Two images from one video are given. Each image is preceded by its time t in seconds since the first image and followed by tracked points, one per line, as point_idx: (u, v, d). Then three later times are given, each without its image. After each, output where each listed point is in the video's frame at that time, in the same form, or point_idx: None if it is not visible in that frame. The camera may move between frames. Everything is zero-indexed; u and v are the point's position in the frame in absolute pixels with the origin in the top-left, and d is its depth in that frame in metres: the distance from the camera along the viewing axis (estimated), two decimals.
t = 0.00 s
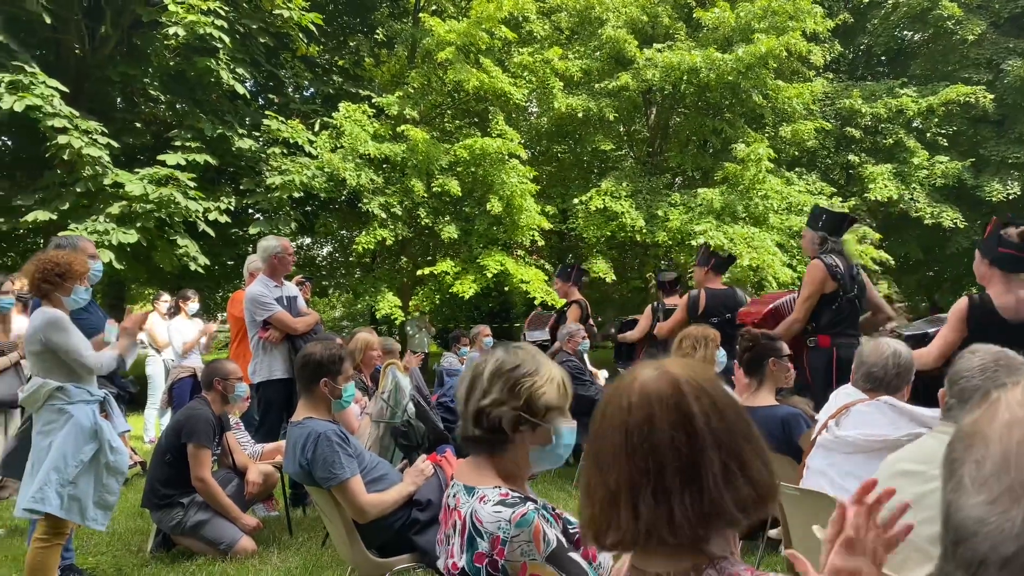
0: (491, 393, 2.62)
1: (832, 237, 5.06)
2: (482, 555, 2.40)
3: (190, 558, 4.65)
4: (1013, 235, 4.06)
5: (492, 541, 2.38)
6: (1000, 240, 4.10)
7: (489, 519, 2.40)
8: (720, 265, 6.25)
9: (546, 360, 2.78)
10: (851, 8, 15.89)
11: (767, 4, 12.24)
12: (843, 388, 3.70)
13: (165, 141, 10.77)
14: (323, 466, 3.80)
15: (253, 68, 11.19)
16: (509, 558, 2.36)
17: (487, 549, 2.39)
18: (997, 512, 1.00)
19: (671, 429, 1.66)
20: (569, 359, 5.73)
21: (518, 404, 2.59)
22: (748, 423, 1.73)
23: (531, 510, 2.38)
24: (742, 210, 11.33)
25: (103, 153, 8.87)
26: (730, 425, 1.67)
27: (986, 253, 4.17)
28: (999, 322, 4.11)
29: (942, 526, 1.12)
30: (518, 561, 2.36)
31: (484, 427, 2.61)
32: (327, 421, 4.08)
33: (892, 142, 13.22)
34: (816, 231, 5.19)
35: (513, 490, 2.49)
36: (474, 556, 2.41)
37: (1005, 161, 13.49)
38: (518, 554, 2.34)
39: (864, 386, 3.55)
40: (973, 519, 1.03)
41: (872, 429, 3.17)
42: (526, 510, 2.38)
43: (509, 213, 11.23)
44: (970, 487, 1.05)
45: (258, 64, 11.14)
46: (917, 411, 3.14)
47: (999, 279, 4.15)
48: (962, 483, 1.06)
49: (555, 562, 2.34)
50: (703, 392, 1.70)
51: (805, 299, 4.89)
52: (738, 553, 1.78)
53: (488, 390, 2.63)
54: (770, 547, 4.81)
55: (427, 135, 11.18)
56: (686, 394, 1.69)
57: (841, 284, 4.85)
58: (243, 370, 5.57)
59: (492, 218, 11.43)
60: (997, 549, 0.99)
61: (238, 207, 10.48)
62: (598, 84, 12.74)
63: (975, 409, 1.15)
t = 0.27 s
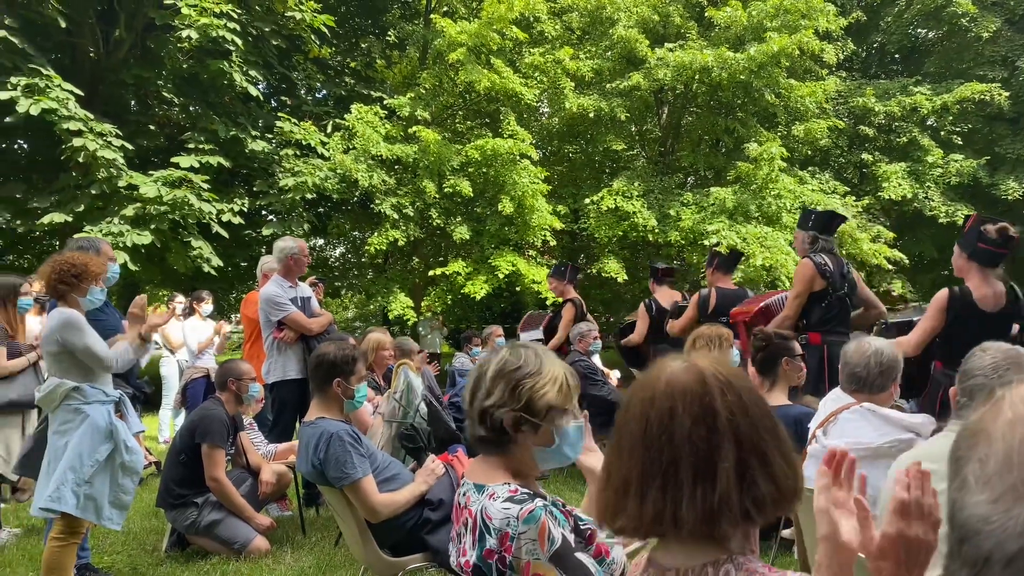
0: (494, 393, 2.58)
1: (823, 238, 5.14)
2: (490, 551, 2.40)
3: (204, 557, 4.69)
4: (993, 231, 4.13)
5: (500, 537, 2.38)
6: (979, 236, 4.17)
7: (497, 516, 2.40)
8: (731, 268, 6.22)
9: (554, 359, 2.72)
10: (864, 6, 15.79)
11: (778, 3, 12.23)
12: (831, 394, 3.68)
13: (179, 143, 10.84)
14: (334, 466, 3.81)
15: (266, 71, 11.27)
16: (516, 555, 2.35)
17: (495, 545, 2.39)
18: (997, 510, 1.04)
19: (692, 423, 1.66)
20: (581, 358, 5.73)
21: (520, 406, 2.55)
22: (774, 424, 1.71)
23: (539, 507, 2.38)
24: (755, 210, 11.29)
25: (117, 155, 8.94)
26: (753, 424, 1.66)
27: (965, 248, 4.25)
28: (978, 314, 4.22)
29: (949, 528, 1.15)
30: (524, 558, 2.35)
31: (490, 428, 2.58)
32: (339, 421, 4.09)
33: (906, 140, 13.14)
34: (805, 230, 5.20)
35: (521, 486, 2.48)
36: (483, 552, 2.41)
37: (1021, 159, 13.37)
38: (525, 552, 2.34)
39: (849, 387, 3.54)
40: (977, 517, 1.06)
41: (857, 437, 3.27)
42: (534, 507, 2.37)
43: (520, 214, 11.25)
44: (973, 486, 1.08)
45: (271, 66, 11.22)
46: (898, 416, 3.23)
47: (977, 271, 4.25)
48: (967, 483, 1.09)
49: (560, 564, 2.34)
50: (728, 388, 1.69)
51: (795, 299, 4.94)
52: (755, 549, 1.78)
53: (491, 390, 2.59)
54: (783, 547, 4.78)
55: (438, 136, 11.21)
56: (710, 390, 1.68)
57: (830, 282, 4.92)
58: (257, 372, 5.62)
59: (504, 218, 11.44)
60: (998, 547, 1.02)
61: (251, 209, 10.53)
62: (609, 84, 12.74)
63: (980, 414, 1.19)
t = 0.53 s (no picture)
0: (490, 403, 2.59)
1: (818, 240, 5.10)
2: (498, 556, 2.39)
3: (217, 557, 4.70)
4: (972, 236, 4.16)
5: (507, 543, 2.37)
6: (959, 240, 4.20)
7: (504, 520, 2.39)
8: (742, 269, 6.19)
9: (546, 357, 2.69)
10: (876, 4, 15.71)
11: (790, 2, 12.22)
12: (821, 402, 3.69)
13: (192, 145, 10.91)
14: (346, 466, 3.81)
15: (278, 73, 11.33)
16: (522, 560, 2.34)
17: (502, 550, 2.38)
18: (1017, 509, 1.02)
19: (705, 422, 1.63)
20: (592, 359, 5.71)
21: (515, 410, 2.55)
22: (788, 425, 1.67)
23: (544, 511, 2.36)
24: (767, 210, 11.24)
25: (130, 157, 9.00)
26: (767, 425, 1.63)
27: (946, 254, 4.26)
28: (957, 318, 4.18)
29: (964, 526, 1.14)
30: (529, 564, 2.34)
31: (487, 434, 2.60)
32: (351, 422, 4.10)
33: (920, 139, 13.06)
34: (801, 233, 5.16)
35: (529, 490, 2.47)
36: (491, 557, 2.41)
37: None
38: (530, 557, 2.32)
39: (838, 392, 3.53)
40: (996, 516, 1.05)
41: (848, 445, 3.28)
42: (539, 512, 2.36)
43: (531, 214, 11.25)
44: (991, 485, 1.07)
45: (283, 68, 11.27)
46: (888, 419, 3.23)
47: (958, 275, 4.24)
48: (985, 482, 1.08)
49: (566, 569, 2.30)
50: (743, 388, 1.65)
51: (789, 300, 4.91)
52: (765, 550, 1.76)
53: (487, 399, 2.61)
54: (796, 549, 4.75)
55: (449, 137, 11.23)
56: (724, 389, 1.65)
57: (824, 285, 4.90)
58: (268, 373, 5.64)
59: (515, 219, 11.44)
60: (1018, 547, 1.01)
61: (264, 210, 10.59)
62: (620, 84, 12.74)
63: (997, 412, 1.18)
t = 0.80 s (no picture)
0: (538, 402, 2.47)
1: (807, 243, 5.27)
2: (511, 562, 2.35)
3: (228, 556, 4.73)
4: (958, 241, 4.18)
5: (521, 548, 2.34)
6: (946, 246, 4.21)
7: (519, 526, 2.37)
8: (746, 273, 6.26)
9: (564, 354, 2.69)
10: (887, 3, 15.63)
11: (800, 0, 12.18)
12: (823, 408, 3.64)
13: (202, 146, 10.96)
14: (356, 465, 3.82)
15: (288, 74, 11.36)
16: (537, 566, 2.32)
17: (516, 555, 2.35)
18: None
19: (707, 424, 1.62)
20: (603, 359, 5.71)
21: (563, 407, 2.50)
22: (793, 425, 1.66)
23: (561, 519, 2.35)
24: (777, 210, 11.20)
25: (141, 158, 9.05)
26: (771, 426, 1.61)
27: (932, 258, 4.27)
28: (948, 322, 4.19)
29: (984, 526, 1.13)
30: (546, 570, 2.33)
31: (532, 438, 2.48)
32: (361, 421, 4.11)
33: (931, 138, 12.99)
34: (791, 237, 5.36)
35: (545, 495, 2.45)
36: (503, 562, 2.37)
37: None
38: (547, 563, 2.32)
39: (843, 395, 3.49)
40: (1016, 514, 1.04)
41: (854, 448, 3.25)
42: (556, 518, 2.35)
43: (540, 215, 11.26)
44: (1012, 484, 1.06)
45: (293, 69, 11.31)
46: (895, 422, 3.20)
47: (945, 279, 4.25)
48: (1006, 481, 1.07)
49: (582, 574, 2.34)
50: (746, 389, 1.64)
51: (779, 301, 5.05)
52: (774, 552, 1.74)
53: (533, 400, 2.48)
54: (807, 550, 4.72)
55: (459, 137, 11.25)
56: (726, 391, 1.64)
57: (812, 287, 5.03)
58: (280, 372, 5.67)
59: (524, 220, 11.45)
60: None
61: (274, 211, 10.64)
62: (630, 84, 12.74)
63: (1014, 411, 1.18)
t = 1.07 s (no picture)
0: (566, 397, 2.55)
1: (805, 240, 5.38)
2: (520, 555, 2.40)
3: (236, 554, 4.76)
4: (944, 239, 4.19)
5: (530, 541, 2.38)
6: (933, 243, 4.21)
7: (526, 519, 2.39)
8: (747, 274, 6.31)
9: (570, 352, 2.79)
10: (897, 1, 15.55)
11: None
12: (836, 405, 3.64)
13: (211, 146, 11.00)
14: (365, 463, 3.83)
15: (297, 73, 11.39)
16: (546, 558, 2.36)
17: (525, 549, 2.39)
18: None
19: (718, 419, 1.62)
20: (611, 359, 5.71)
21: (586, 403, 2.60)
22: (807, 424, 1.64)
23: (569, 511, 2.34)
24: (786, 209, 11.15)
25: (151, 158, 9.10)
26: (782, 422, 1.60)
27: (919, 257, 4.28)
28: (934, 318, 4.20)
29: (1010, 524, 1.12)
30: (555, 561, 2.36)
31: (559, 431, 2.54)
32: (369, 420, 4.11)
33: (941, 137, 12.92)
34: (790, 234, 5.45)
35: (552, 488, 2.46)
36: (513, 554, 2.42)
37: None
38: (555, 554, 2.33)
39: (855, 394, 3.48)
40: None
41: (866, 447, 3.26)
42: (564, 511, 2.34)
43: (549, 214, 11.26)
44: None
45: (302, 69, 11.34)
46: (907, 422, 3.19)
47: (930, 277, 4.26)
48: None
49: (592, 565, 2.29)
50: (759, 385, 1.64)
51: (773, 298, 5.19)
52: (785, 551, 1.72)
53: (561, 394, 2.56)
54: (816, 550, 4.71)
55: (467, 137, 11.26)
56: (738, 386, 1.64)
57: (805, 284, 5.15)
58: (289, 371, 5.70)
59: (532, 219, 11.46)
60: None
61: (283, 211, 10.68)
62: (638, 84, 12.74)
63: None
